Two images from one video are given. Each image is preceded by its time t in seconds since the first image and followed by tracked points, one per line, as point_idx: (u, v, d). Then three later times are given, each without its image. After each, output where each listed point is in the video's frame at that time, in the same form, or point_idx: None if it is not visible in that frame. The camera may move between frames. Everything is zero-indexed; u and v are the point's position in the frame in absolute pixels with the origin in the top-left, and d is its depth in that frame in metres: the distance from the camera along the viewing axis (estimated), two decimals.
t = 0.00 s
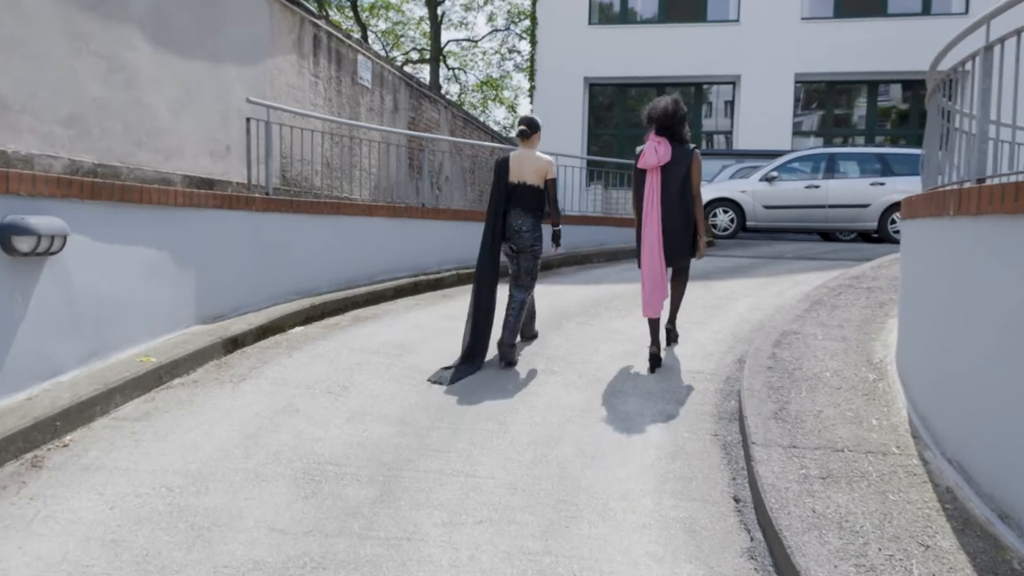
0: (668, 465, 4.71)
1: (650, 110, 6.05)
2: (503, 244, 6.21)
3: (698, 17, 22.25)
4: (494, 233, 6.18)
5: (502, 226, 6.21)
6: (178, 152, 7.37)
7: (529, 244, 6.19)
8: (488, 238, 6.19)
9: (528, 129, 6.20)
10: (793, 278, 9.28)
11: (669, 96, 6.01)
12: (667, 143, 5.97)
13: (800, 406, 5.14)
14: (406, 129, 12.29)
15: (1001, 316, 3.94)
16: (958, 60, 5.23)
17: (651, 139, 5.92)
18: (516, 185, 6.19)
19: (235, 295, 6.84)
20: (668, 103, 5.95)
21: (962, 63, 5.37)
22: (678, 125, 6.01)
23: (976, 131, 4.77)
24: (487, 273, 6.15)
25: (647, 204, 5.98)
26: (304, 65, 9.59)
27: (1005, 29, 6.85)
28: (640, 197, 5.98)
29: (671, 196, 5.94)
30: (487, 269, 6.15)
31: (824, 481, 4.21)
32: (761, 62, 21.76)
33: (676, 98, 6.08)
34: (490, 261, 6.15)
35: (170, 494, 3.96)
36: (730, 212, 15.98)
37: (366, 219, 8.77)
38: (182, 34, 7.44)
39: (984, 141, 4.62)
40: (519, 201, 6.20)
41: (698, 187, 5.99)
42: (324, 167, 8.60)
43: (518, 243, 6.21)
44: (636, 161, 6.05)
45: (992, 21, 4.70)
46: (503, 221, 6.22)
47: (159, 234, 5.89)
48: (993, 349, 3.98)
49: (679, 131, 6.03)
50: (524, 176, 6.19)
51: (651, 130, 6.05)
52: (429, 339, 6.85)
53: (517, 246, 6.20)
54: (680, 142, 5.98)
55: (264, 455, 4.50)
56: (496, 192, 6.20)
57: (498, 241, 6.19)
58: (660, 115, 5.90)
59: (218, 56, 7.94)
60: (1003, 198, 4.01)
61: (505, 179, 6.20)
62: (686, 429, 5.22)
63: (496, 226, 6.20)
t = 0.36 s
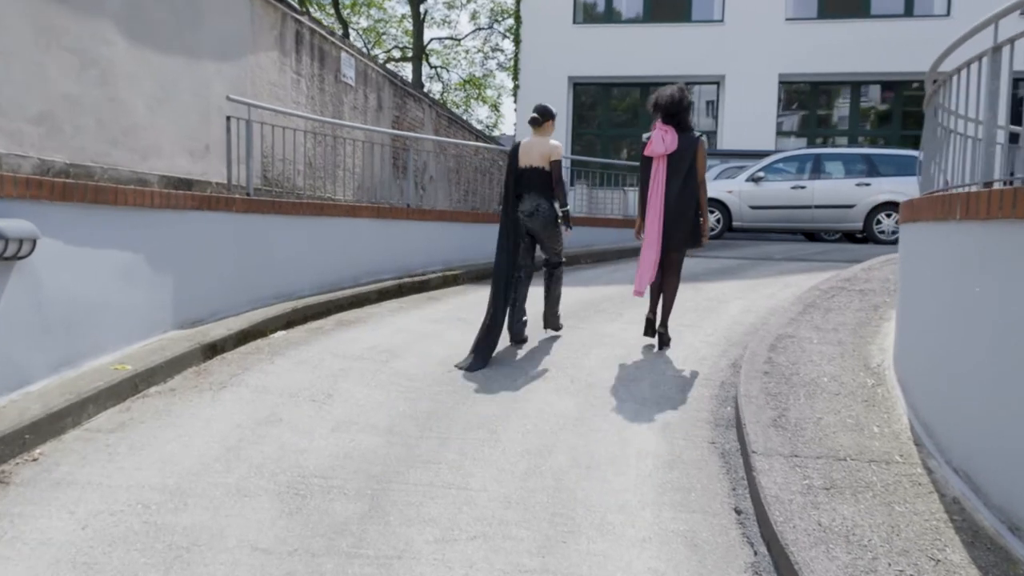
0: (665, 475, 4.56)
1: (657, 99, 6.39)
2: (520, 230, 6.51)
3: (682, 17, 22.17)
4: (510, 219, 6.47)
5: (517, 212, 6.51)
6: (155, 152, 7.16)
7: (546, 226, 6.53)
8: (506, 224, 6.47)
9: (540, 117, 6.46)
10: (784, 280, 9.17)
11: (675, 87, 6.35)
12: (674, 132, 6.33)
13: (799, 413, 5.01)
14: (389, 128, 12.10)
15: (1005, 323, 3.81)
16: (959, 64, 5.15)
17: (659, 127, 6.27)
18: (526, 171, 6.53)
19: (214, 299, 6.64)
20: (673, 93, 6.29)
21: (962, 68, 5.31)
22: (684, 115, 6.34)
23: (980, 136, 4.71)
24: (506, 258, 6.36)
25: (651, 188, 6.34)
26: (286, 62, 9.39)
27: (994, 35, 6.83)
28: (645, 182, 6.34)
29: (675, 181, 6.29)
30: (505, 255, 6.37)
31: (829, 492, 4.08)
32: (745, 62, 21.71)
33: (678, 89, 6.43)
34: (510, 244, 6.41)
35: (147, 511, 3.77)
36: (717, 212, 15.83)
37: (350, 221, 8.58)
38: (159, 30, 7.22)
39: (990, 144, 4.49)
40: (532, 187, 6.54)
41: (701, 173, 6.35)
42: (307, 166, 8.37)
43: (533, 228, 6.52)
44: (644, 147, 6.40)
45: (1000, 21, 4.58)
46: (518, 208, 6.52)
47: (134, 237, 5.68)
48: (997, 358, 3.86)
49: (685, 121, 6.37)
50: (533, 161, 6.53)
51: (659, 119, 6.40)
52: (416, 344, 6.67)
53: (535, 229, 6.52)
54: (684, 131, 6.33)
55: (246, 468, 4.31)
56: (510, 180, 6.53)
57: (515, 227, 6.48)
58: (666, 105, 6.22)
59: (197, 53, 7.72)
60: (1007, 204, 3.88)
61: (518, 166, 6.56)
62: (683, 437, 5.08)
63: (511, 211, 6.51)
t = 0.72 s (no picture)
0: (661, 486, 4.42)
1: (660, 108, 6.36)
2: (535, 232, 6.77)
3: (665, 16, 22.10)
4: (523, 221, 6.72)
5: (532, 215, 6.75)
6: (129, 151, 6.93)
7: (559, 229, 6.71)
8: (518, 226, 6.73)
9: (558, 123, 6.67)
10: (773, 281, 9.06)
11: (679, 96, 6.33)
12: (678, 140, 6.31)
13: (797, 420, 4.88)
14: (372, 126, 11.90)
15: (1011, 328, 3.68)
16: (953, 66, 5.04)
17: (663, 135, 6.25)
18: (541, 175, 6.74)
19: (191, 304, 6.43)
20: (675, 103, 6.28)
21: (956, 70, 5.20)
22: (687, 123, 6.32)
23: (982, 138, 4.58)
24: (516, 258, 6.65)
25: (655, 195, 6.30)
26: (266, 58, 9.17)
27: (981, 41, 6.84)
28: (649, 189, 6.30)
29: (678, 189, 6.25)
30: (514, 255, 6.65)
31: (831, 504, 3.95)
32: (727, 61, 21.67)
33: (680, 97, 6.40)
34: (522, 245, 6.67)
35: (120, 530, 3.59)
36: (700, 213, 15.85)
37: (331, 222, 8.38)
38: (133, 25, 7.00)
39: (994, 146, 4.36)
40: (547, 191, 6.74)
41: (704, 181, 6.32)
42: (286, 166, 8.27)
43: (548, 230, 6.74)
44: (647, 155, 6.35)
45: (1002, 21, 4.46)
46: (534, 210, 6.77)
47: (106, 239, 5.47)
48: (1002, 364, 3.73)
49: (688, 130, 6.35)
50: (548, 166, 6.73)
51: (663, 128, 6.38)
52: (401, 348, 6.49)
53: (548, 231, 6.73)
54: (688, 139, 6.31)
55: (225, 482, 4.13)
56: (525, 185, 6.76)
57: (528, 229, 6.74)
58: (669, 114, 6.20)
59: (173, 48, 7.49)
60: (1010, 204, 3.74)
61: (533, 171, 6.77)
62: (677, 446, 4.94)
63: (530, 216, 6.73)
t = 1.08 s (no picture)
0: (657, 499, 4.28)
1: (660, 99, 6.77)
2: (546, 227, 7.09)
3: (646, 15, 22.01)
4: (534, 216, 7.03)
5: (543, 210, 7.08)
6: (101, 151, 6.70)
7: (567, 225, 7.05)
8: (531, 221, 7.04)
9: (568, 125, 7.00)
10: (761, 284, 8.96)
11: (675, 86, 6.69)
12: (676, 127, 6.70)
13: (795, 429, 4.76)
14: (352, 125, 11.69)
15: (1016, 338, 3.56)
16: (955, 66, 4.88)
17: (660, 124, 6.69)
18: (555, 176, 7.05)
19: (167, 308, 6.21)
20: (672, 91, 6.62)
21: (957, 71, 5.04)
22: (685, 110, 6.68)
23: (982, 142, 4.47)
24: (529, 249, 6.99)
25: (655, 185, 6.79)
26: (243, 55, 8.94)
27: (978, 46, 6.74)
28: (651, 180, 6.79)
29: (677, 176, 6.71)
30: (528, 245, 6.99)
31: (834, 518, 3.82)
32: (709, 61, 21.62)
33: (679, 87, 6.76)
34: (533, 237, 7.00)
35: (92, 554, 3.40)
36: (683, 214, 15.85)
37: (312, 223, 8.16)
38: (104, 20, 6.76)
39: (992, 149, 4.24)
40: (557, 189, 7.07)
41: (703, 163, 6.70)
42: (266, 166, 7.99)
43: (557, 226, 7.06)
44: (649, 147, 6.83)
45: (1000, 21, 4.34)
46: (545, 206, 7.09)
47: (76, 243, 5.24)
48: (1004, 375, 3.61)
49: (689, 117, 6.73)
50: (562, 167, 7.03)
51: (664, 116, 6.77)
52: (385, 353, 6.31)
53: (557, 227, 7.06)
54: (686, 126, 6.69)
55: (203, 499, 3.94)
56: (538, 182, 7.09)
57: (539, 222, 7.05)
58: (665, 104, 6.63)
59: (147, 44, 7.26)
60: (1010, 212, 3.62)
61: (545, 171, 7.06)
62: (672, 456, 4.81)
63: (541, 211, 7.07)
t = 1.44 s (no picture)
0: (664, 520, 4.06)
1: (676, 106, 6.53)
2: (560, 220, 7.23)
3: (631, 14, 21.82)
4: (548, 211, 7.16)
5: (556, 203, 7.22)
6: (73, 149, 6.39)
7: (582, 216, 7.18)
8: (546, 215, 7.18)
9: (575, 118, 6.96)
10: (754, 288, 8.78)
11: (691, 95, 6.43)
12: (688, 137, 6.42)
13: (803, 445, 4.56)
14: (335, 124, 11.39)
15: None
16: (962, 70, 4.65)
17: (673, 133, 6.43)
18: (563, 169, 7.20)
19: (145, 313, 5.93)
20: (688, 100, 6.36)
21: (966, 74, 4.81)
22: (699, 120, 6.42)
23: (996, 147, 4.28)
24: (545, 245, 7.09)
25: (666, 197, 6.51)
26: (222, 51, 8.63)
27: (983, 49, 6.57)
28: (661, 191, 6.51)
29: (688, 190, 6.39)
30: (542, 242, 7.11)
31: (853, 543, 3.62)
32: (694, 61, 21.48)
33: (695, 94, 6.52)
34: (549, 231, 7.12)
35: None
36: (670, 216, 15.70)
37: (295, 224, 7.89)
38: (77, 12, 6.45)
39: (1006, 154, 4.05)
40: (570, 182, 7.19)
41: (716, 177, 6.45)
42: (247, 165, 7.69)
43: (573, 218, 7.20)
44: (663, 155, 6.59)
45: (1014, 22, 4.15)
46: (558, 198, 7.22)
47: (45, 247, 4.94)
48: None
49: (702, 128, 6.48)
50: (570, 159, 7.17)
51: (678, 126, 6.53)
52: (372, 361, 6.05)
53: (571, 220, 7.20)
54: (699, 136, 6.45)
55: (180, 523, 3.67)
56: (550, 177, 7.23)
57: (554, 217, 7.18)
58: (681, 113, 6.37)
59: (123, 38, 6.95)
60: None
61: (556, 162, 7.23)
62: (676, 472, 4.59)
63: (554, 206, 7.19)
